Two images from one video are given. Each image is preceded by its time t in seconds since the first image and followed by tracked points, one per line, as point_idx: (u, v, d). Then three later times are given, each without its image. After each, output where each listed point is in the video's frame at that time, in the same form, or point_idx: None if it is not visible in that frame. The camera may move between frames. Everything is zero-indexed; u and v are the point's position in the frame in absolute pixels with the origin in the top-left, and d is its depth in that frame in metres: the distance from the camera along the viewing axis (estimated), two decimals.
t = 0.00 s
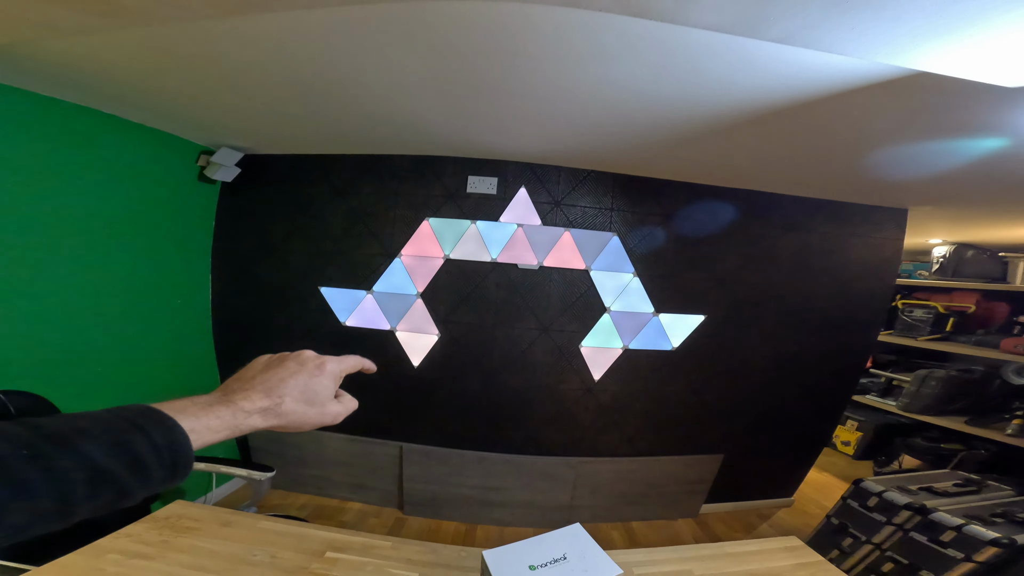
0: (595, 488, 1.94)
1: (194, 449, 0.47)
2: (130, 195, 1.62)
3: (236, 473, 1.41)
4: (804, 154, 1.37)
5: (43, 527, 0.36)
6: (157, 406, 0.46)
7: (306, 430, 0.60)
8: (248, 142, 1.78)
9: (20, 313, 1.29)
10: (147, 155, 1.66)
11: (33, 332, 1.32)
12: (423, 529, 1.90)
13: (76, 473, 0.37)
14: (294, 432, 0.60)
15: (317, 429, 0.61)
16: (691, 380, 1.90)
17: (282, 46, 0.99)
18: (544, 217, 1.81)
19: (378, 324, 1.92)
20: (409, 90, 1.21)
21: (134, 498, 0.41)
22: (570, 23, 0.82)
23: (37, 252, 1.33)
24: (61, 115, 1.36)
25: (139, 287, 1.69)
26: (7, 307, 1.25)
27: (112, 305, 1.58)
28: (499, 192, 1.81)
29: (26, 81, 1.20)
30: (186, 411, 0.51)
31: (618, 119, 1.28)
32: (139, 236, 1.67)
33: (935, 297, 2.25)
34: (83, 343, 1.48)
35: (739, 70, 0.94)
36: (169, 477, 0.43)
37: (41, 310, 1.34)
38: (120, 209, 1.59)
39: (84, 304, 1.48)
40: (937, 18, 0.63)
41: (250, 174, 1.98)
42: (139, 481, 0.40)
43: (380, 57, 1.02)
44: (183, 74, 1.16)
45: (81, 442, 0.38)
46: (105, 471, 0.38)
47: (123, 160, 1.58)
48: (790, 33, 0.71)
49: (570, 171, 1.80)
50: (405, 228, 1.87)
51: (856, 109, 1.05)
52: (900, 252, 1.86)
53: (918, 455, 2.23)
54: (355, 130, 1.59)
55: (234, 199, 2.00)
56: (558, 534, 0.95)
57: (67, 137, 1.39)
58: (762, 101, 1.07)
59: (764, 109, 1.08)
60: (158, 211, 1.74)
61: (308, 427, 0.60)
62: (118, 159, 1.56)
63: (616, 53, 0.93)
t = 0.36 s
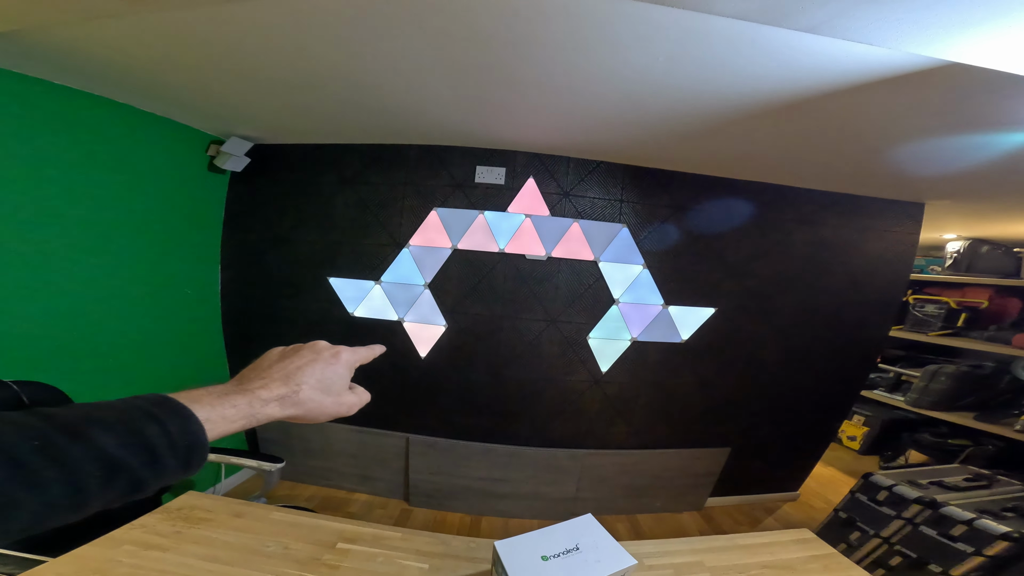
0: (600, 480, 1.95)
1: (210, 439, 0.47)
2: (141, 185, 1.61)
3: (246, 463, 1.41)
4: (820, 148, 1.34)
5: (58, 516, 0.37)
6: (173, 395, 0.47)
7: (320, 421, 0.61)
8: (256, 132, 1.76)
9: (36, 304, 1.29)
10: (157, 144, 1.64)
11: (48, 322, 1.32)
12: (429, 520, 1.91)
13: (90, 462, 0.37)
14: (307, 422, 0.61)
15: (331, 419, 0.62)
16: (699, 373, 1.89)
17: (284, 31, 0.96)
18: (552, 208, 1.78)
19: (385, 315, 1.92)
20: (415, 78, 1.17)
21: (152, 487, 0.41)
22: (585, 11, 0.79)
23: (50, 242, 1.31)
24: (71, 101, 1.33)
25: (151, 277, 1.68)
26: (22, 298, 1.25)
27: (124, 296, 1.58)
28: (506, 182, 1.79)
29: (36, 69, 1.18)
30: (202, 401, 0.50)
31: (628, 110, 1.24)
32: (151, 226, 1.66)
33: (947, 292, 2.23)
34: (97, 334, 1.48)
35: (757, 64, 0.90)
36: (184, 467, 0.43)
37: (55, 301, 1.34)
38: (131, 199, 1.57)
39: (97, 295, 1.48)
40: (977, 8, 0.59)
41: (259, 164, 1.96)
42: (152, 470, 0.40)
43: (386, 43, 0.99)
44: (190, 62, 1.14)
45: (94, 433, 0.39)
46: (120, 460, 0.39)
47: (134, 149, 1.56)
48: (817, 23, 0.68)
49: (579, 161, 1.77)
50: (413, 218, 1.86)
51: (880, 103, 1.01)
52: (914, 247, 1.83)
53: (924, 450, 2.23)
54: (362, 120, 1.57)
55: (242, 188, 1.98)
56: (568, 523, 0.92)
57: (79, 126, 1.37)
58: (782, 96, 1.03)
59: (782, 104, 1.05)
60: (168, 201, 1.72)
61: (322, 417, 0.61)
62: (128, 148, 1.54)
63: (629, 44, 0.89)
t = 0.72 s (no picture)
0: (603, 479, 1.94)
1: (170, 443, 0.47)
2: (144, 181, 1.59)
3: (250, 462, 1.40)
4: (831, 146, 1.31)
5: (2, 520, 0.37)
6: (129, 398, 0.47)
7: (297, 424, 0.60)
8: (258, 127, 1.74)
9: (39, 303, 1.28)
10: (161, 140, 1.62)
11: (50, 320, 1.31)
12: (432, 518, 1.91)
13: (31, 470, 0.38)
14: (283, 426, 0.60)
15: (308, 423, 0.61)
16: (704, 371, 1.88)
17: (285, 24, 0.94)
18: (557, 205, 1.77)
19: (389, 312, 1.91)
20: (419, 73, 1.15)
21: (103, 492, 0.42)
22: (593, 4, 0.77)
23: (52, 239, 1.30)
24: (73, 96, 1.32)
25: (153, 275, 1.67)
26: (25, 296, 1.24)
27: (126, 293, 1.56)
28: (511, 179, 1.77)
29: (39, 63, 1.16)
30: (164, 405, 0.50)
31: (636, 106, 1.21)
32: (153, 223, 1.65)
33: (953, 291, 2.22)
34: (99, 331, 1.47)
35: (769, 60, 0.88)
36: (141, 473, 0.44)
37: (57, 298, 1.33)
38: (133, 195, 1.56)
39: (99, 292, 1.46)
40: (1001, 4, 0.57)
41: (261, 160, 1.94)
42: (99, 475, 0.41)
43: (390, 37, 0.96)
44: (191, 56, 1.12)
45: (39, 441, 0.39)
46: (66, 468, 0.40)
47: (137, 145, 1.54)
48: (834, 19, 0.66)
49: (584, 159, 1.76)
50: (416, 215, 1.85)
51: (896, 101, 0.98)
52: (921, 246, 1.82)
53: (929, 450, 2.22)
54: (362, 115, 1.54)
55: (246, 185, 1.97)
56: (574, 523, 0.90)
57: (82, 121, 1.35)
58: (796, 93, 1.00)
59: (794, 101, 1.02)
60: (171, 197, 1.71)
61: (299, 420, 0.60)
62: (131, 144, 1.52)
63: (639, 37, 0.87)
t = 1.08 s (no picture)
0: (604, 478, 1.94)
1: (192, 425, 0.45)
2: (146, 179, 1.59)
3: (251, 461, 1.40)
4: (834, 144, 1.30)
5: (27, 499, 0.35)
6: (155, 377, 0.45)
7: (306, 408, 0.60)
8: (259, 125, 1.73)
9: (42, 302, 1.28)
10: (162, 139, 1.63)
11: (51, 318, 1.31)
12: (433, 517, 1.91)
13: (68, 448, 0.36)
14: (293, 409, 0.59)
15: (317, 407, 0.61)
16: (706, 370, 1.87)
17: (283, 21, 0.93)
18: (558, 203, 1.76)
19: (390, 311, 1.91)
20: (418, 70, 1.14)
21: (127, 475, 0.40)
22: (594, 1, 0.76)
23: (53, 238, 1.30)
24: (75, 95, 1.32)
25: (154, 273, 1.67)
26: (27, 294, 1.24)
27: (127, 291, 1.56)
28: (511, 177, 1.77)
29: (37, 61, 1.16)
30: (187, 385, 0.49)
31: (637, 103, 1.19)
32: (154, 221, 1.65)
33: (957, 290, 2.20)
34: (100, 330, 1.47)
35: (773, 57, 0.86)
36: (165, 454, 0.42)
37: (59, 296, 1.32)
38: (134, 194, 1.55)
39: (100, 291, 1.46)
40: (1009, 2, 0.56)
41: (262, 159, 1.94)
42: (133, 457, 0.39)
43: (390, 34, 0.96)
44: (191, 54, 1.11)
45: (72, 417, 0.37)
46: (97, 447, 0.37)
47: (139, 144, 1.54)
48: (839, 16, 0.65)
49: (585, 157, 1.75)
50: (417, 213, 1.84)
51: (906, 98, 0.96)
52: (926, 244, 1.80)
53: (931, 449, 2.21)
54: (359, 113, 1.53)
55: (247, 183, 1.97)
56: (576, 523, 0.90)
57: (83, 119, 1.35)
58: (801, 89, 0.98)
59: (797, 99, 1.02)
60: (172, 195, 1.71)
61: (309, 405, 0.60)
62: (132, 142, 1.52)
63: (643, 34, 0.86)
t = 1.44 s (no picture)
0: (606, 477, 1.94)
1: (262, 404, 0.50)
2: (147, 179, 1.59)
3: (252, 461, 1.39)
4: (837, 142, 1.29)
5: (139, 472, 0.40)
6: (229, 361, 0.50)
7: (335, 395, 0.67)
8: (260, 124, 1.73)
9: (44, 301, 1.28)
10: (163, 138, 1.62)
11: (53, 317, 1.31)
12: (433, 516, 1.91)
13: (174, 422, 0.40)
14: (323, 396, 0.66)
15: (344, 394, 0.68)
16: (707, 370, 1.87)
17: (284, 19, 0.92)
18: (559, 202, 1.76)
19: (391, 310, 1.90)
20: (420, 68, 1.13)
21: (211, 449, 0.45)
22: None
23: (54, 237, 1.30)
24: (76, 93, 1.31)
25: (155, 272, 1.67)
26: (28, 293, 1.23)
27: (129, 291, 1.56)
28: (512, 176, 1.77)
29: (36, 59, 1.15)
30: (255, 368, 0.54)
31: (640, 101, 1.19)
32: (156, 221, 1.65)
33: (958, 289, 2.18)
34: (102, 329, 1.47)
35: (776, 56, 0.86)
36: (241, 431, 0.47)
37: (60, 295, 1.32)
38: (135, 193, 1.55)
39: (102, 290, 1.46)
40: None
41: (263, 158, 1.94)
42: (220, 430, 0.44)
43: (390, 32, 0.95)
44: (191, 53, 1.11)
45: (176, 393, 0.42)
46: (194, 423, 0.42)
47: (140, 143, 1.54)
48: (845, 14, 0.64)
49: (586, 156, 1.74)
50: (418, 212, 1.84)
51: (911, 96, 0.95)
52: (928, 243, 1.80)
53: (932, 448, 2.21)
54: (360, 112, 1.53)
55: (248, 183, 1.96)
56: (578, 523, 0.90)
57: (83, 119, 1.35)
58: (804, 88, 0.98)
59: (800, 98, 1.01)
60: (174, 195, 1.71)
61: (339, 391, 0.67)
62: (134, 142, 1.52)
63: (647, 33, 0.85)
